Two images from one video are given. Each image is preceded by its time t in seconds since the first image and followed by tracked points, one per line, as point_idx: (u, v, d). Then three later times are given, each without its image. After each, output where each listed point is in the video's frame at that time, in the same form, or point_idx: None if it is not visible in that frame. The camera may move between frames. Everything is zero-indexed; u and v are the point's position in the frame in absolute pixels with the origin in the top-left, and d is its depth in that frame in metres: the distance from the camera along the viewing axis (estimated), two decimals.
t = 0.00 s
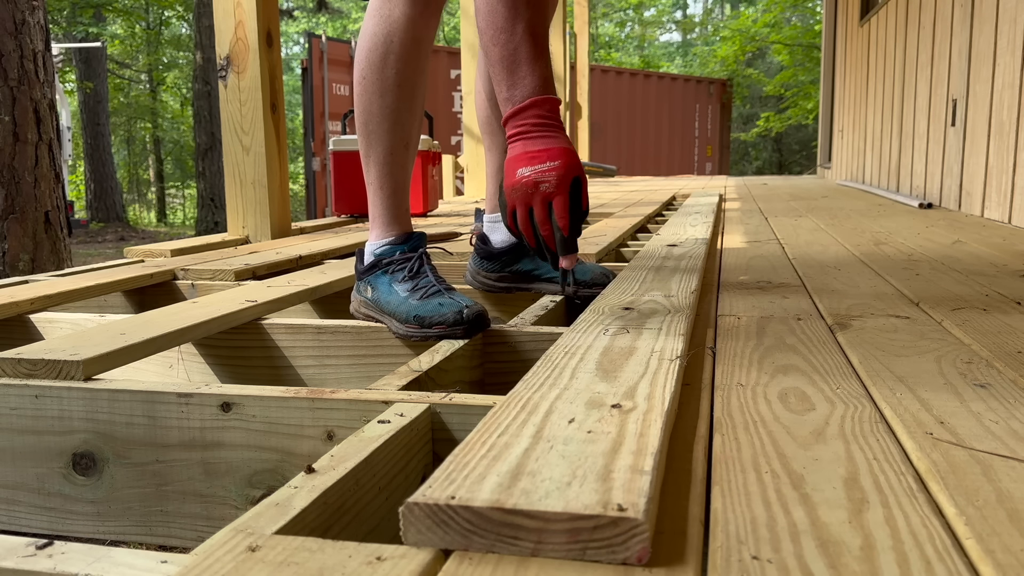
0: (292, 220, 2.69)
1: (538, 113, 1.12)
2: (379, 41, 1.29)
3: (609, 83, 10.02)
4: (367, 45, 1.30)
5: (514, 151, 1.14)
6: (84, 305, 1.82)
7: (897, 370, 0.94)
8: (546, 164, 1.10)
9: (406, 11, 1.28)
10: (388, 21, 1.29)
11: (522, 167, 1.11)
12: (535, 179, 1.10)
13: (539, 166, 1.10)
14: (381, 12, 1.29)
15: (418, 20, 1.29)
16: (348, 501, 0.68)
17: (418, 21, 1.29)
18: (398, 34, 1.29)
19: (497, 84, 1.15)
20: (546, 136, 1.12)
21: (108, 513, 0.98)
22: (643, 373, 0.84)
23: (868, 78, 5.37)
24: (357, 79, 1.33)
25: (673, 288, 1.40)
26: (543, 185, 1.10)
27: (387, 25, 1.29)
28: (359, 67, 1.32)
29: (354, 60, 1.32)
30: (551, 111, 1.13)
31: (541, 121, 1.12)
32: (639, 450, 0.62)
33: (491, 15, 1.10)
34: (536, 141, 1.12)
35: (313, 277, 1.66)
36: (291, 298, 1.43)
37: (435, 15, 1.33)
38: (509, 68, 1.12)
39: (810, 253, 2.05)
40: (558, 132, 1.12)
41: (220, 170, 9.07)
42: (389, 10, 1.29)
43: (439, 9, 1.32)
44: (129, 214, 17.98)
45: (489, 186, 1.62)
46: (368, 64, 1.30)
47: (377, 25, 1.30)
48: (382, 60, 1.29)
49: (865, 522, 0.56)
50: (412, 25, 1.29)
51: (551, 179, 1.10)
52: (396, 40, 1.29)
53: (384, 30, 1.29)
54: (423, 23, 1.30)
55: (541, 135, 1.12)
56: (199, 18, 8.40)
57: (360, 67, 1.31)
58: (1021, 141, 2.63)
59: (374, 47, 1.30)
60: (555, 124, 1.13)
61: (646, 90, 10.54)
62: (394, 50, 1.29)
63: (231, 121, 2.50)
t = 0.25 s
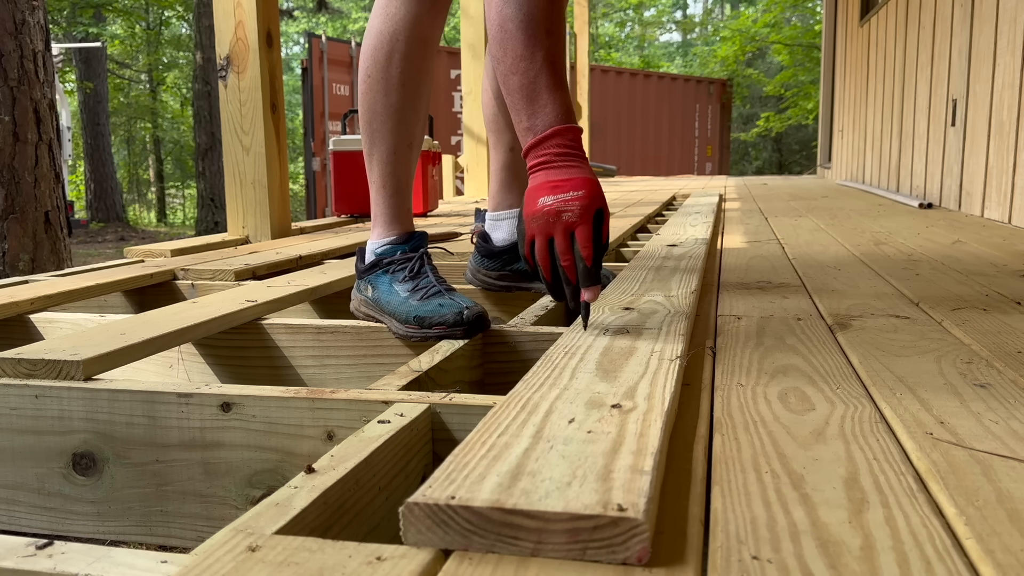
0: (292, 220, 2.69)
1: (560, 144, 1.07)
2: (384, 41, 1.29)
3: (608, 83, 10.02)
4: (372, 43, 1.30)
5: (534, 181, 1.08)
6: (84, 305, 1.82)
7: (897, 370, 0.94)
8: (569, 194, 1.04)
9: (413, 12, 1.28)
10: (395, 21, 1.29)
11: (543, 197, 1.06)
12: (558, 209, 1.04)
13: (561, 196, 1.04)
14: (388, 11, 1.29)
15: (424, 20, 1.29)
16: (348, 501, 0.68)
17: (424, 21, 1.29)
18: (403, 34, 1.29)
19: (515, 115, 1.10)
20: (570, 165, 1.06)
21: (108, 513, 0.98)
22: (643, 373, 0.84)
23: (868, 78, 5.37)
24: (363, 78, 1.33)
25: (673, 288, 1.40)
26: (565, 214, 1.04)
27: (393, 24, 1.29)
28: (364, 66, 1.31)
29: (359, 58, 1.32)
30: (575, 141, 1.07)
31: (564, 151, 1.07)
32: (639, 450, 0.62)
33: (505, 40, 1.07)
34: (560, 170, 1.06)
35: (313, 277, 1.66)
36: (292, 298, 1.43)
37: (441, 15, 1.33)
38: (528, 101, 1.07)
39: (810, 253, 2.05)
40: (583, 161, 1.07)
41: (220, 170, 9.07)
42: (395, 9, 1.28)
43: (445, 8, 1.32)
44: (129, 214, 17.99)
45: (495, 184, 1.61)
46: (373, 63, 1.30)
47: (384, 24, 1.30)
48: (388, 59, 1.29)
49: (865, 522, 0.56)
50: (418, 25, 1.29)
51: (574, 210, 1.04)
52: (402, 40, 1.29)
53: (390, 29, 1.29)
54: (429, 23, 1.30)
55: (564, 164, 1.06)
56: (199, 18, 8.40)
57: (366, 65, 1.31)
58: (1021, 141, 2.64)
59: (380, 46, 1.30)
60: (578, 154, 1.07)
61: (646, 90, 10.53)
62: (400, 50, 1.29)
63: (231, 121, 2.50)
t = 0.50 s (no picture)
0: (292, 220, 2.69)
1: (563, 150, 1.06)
2: (388, 39, 1.30)
3: (608, 84, 10.01)
4: (376, 41, 1.31)
5: (536, 187, 1.08)
6: (84, 305, 1.82)
7: (897, 370, 0.94)
8: (573, 201, 1.04)
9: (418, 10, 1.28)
10: (400, 19, 1.29)
11: (545, 204, 1.05)
12: (561, 216, 1.04)
13: (565, 202, 1.04)
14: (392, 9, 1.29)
15: (428, 19, 1.29)
16: (348, 501, 0.68)
17: (429, 19, 1.30)
18: (407, 32, 1.29)
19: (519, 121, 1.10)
20: (573, 173, 1.06)
21: (108, 513, 0.98)
22: (643, 373, 0.84)
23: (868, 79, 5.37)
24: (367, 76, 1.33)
25: (673, 288, 1.40)
26: (568, 220, 1.04)
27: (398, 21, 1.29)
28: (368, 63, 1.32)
29: (364, 56, 1.32)
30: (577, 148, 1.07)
31: (566, 158, 1.06)
32: (639, 450, 0.62)
33: (508, 47, 1.07)
34: (563, 177, 1.06)
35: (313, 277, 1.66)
36: (292, 298, 1.43)
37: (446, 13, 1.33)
38: (532, 106, 1.07)
39: (810, 253, 2.05)
40: (585, 168, 1.07)
41: (220, 170, 9.07)
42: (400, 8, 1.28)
43: (449, 8, 1.32)
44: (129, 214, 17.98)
45: (498, 182, 1.61)
46: (378, 60, 1.30)
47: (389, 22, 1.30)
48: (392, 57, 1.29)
49: (865, 523, 0.56)
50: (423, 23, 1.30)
51: (578, 217, 1.04)
52: (406, 38, 1.29)
53: (394, 26, 1.29)
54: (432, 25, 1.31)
55: (567, 171, 1.06)
56: (199, 18, 8.41)
57: (370, 62, 1.31)
58: (1021, 142, 2.64)
59: (384, 44, 1.30)
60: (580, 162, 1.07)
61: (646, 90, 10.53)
62: (404, 47, 1.29)
63: (231, 121, 2.50)
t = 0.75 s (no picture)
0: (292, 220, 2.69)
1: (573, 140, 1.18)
2: (386, 38, 1.29)
3: (608, 84, 10.01)
4: (374, 41, 1.30)
5: (549, 179, 1.22)
6: (84, 305, 1.82)
7: (897, 370, 0.94)
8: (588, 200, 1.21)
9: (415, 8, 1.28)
10: (398, 17, 1.29)
11: (562, 203, 1.22)
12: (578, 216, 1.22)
13: (581, 203, 1.21)
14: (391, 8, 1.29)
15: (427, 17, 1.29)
16: (348, 501, 0.68)
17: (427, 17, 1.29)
18: (405, 31, 1.29)
19: (527, 108, 1.18)
20: (584, 167, 1.20)
21: (108, 513, 0.98)
22: (643, 373, 0.84)
23: (868, 79, 5.37)
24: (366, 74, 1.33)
25: (673, 288, 1.40)
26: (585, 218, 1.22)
27: (397, 20, 1.29)
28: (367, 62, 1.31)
29: (362, 55, 1.31)
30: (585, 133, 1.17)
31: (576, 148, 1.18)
32: (639, 450, 0.62)
33: (514, 37, 1.13)
34: (574, 173, 1.20)
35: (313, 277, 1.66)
36: (292, 298, 1.43)
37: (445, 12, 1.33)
38: (542, 96, 1.15)
39: (810, 253, 2.05)
40: (591, 156, 1.20)
41: (220, 170, 9.07)
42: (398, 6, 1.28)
43: (447, 7, 1.32)
44: (129, 214, 17.98)
45: (498, 182, 1.60)
46: (376, 59, 1.30)
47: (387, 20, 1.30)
48: (391, 56, 1.29)
49: (866, 522, 0.56)
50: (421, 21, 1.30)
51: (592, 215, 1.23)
52: (403, 36, 1.29)
53: (392, 25, 1.29)
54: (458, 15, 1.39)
55: (574, 161, 1.19)
56: (199, 18, 8.41)
57: (369, 60, 1.31)
58: (1021, 142, 2.64)
59: (382, 43, 1.30)
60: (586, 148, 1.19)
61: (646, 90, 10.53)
62: (402, 46, 1.29)
63: (231, 121, 2.50)
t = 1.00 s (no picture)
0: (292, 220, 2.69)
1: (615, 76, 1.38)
2: (388, 36, 1.30)
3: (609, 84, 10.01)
4: (375, 40, 1.30)
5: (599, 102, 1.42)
6: (84, 305, 1.82)
7: (897, 370, 0.94)
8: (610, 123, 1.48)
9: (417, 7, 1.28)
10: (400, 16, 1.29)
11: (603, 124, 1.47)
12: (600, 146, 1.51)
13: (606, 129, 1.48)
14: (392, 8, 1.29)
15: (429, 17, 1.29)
16: (348, 501, 0.68)
17: (429, 17, 1.29)
18: (406, 31, 1.29)
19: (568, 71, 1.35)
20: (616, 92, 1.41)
21: (108, 513, 0.98)
22: (643, 373, 0.84)
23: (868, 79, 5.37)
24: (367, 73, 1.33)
25: (673, 288, 1.40)
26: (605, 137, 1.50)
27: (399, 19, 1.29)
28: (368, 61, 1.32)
29: (363, 55, 1.32)
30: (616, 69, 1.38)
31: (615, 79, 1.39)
32: (639, 450, 0.62)
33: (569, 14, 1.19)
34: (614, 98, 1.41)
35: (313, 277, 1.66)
36: (292, 298, 1.44)
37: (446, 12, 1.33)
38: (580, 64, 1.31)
39: (810, 253, 2.05)
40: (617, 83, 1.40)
41: (220, 170, 9.07)
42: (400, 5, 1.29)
43: (448, 7, 1.32)
44: (129, 214, 17.98)
45: (498, 181, 1.60)
46: (377, 58, 1.30)
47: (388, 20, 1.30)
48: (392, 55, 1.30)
49: (865, 522, 0.56)
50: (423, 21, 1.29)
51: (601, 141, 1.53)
52: (405, 35, 1.29)
53: (393, 24, 1.29)
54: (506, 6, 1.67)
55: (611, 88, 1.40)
56: (199, 18, 8.41)
57: (369, 60, 1.31)
58: (1021, 142, 2.64)
59: (383, 42, 1.30)
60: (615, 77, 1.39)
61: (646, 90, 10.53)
62: (404, 45, 1.29)
63: (231, 121, 2.50)
